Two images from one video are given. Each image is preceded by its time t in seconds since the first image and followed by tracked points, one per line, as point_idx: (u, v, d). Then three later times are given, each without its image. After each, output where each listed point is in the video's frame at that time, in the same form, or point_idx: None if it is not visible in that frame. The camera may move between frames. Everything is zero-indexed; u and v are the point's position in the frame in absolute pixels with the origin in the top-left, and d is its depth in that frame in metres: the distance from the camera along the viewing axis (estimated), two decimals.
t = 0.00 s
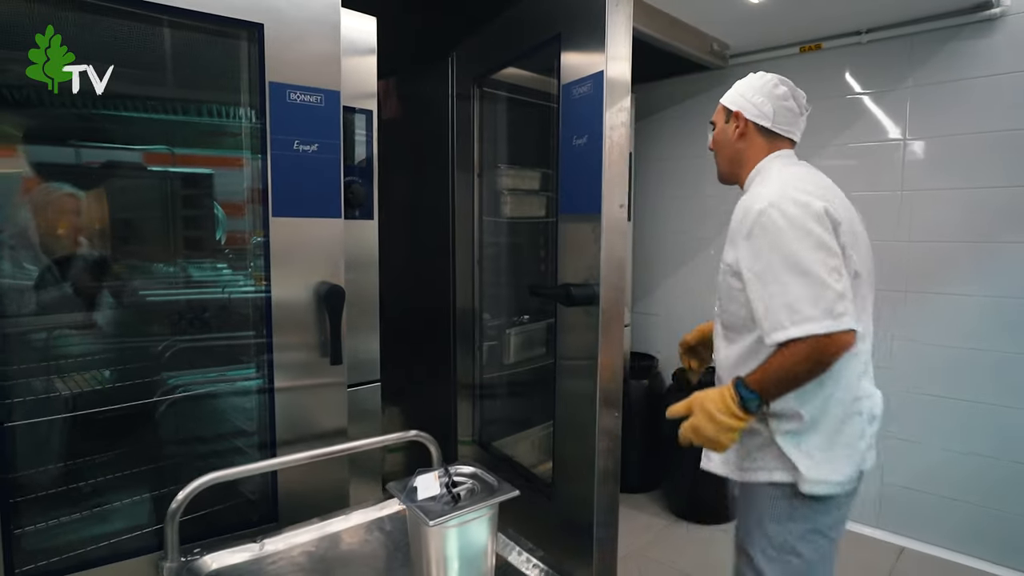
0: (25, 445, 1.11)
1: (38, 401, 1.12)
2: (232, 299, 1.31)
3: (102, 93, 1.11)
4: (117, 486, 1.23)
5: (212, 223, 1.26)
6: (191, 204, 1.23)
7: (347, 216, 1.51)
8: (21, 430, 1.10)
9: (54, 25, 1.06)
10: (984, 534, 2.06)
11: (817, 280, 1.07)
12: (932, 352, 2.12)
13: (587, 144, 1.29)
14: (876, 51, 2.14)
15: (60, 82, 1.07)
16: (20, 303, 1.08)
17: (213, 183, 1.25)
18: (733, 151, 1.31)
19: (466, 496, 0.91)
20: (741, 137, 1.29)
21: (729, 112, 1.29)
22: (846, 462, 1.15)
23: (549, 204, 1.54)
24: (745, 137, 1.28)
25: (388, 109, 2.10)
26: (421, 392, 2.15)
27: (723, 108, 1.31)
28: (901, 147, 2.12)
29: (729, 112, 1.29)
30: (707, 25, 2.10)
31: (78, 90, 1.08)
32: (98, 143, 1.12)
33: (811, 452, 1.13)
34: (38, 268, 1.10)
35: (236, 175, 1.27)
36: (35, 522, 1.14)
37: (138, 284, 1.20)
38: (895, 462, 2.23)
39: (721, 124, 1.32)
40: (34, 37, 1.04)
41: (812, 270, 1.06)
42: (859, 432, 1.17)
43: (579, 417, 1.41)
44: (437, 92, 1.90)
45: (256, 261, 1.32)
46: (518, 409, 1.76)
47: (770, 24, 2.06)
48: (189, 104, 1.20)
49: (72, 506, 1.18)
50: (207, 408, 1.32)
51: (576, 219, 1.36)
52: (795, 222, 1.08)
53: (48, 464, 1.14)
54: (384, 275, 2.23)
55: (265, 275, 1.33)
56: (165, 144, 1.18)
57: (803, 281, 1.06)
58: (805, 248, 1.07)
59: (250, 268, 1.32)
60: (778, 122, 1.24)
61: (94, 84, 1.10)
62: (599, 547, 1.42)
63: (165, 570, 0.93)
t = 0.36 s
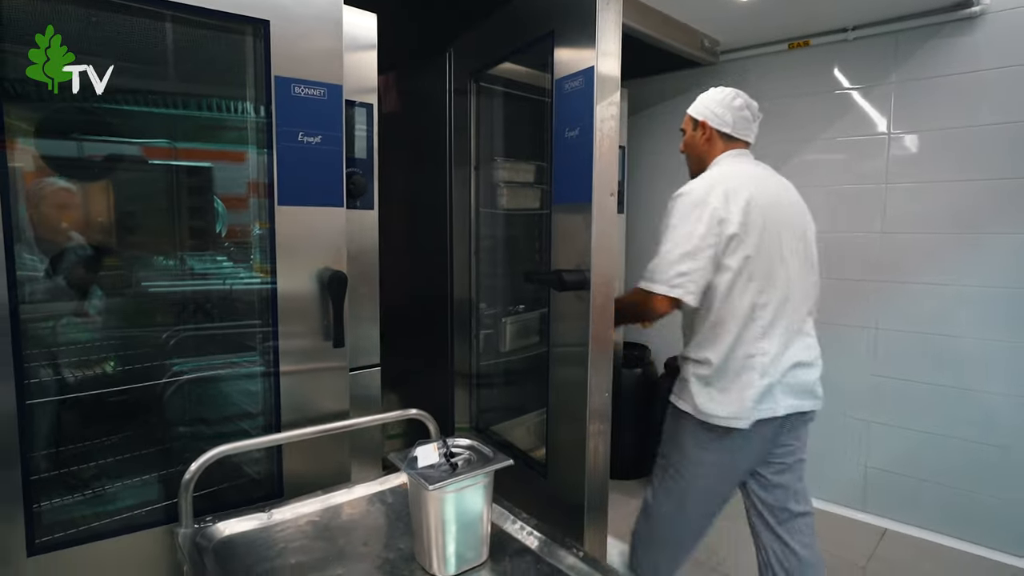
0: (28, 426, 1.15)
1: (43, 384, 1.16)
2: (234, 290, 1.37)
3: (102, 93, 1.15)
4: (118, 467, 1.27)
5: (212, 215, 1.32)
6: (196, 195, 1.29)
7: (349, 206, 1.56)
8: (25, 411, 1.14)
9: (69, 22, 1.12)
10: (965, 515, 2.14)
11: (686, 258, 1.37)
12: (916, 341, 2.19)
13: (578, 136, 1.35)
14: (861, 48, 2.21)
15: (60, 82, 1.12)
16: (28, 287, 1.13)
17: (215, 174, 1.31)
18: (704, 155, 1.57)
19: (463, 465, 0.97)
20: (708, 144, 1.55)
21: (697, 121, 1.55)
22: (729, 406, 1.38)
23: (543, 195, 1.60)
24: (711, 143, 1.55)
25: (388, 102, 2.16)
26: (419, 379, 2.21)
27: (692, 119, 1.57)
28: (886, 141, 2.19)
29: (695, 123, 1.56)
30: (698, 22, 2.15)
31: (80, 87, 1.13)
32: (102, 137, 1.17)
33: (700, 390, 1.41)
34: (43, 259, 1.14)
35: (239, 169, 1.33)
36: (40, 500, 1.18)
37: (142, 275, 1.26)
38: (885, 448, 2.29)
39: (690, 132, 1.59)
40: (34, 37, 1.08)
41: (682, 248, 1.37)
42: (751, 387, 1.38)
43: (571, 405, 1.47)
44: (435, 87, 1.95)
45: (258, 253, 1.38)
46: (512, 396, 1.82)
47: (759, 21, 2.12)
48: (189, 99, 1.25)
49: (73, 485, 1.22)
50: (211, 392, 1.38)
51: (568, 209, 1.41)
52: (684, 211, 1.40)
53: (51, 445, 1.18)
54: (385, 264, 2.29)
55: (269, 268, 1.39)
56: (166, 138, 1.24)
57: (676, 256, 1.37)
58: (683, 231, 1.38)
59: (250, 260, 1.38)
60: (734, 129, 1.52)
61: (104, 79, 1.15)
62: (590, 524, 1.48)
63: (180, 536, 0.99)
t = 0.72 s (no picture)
0: (29, 413, 1.17)
1: (44, 373, 1.18)
2: (232, 282, 1.40)
3: (102, 93, 1.18)
4: (119, 452, 1.30)
5: (210, 208, 1.34)
6: (196, 185, 1.32)
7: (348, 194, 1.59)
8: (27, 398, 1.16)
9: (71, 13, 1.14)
10: (956, 503, 2.17)
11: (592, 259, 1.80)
12: (907, 330, 2.22)
13: (571, 125, 1.37)
14: (852, 41, 2.24)
15: (60, 82, 1.14)
16: (30, 277, 1.15)
17: (213, 166, 1.33)
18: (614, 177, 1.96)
19: (457, 441, 1.00)
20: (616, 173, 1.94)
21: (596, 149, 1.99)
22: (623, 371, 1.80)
23: (538, 186, 1.62)
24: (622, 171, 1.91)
25: (385, 93, 2.18)
26: (415, 368, 2.25)
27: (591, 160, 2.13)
28: (876, 134, 2.23)
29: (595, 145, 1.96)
30: (693, 15, 2.18)
31: (81, 85, 1.16)
32: (103, 131, 1.20)
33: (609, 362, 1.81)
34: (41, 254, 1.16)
35: (237, 163, 1.36)
36: (43, 483, 1.20)
37: (141, 267, 1.28)
38: (878, 438, 2.32)
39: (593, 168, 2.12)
40: (34, 37, 1.11)
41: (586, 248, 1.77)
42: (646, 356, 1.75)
43: (563, 391, 1.50)
44: (430, 79, 1.98)
45: (255, 247, 1.41)
46: (506, 386, 1.84)
47: (752, 14, 2.15)
48: (190, 93, 1.28)
49: (75, 469, 1.24)
50: (211, 380, 1.41)
51: (561, 197, 1.44)
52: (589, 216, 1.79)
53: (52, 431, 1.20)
54: (382, 254, 2.33)
55: (268, 261, 1.42)
56: (164, 133, 1.26)
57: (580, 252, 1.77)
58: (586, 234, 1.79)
59: (249, 253, 1.41)
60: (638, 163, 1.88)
61: (105, 72, 1.18)
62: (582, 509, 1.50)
63: (182, 509, 1.02)
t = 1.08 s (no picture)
0: (27, 404, 1.17)
1: (43, 368, 1.19)
2: (230, 277, 1.41)
3: (102, 93, 1.19)
4: (118, 444, 1.30)
5: (207, 205, 1.35)
6: (193, 177, 1.32)
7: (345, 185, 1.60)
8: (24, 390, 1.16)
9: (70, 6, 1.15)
10: (953, 497, 2.17)
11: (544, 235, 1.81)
12: (904, 324, 2.23)
13: (567, 116, 1.38)
14: (849, 35, 2.25)
15: (61, 82, 1.15)
16: (28, 273, 1.16)
17: (212, 165, 1.34)
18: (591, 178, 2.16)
19: (452, 426, 1.01)
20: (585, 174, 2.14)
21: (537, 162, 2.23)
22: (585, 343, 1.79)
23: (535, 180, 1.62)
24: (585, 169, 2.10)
25: (382, 87, 2.19)
26: (412, 362, 2.25)
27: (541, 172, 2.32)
28: (873, 127, 2.23)
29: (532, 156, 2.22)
30: (690, 9, 2.18)
31: (82, 84, 1.17)
32: (103, 127, 1.20)
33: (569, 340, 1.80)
34: (40, 254, 1.17)
35: (236, 160, 1.37)
36: (40, 473, 1.20)
37: (140, 262, 1.29)
38: (874, 432, 2.33)
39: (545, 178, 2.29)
40: (34, 38, 1.12)
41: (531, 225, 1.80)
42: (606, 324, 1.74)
43: (559, 382, 1.51)
44: (427, 72, 1.98)
45: (253, 243, 1.42)
46: (502, 381, 1.85)
47: (750, 8, 2.15)
48: (188, 88, 1.29)
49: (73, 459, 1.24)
50: (208, 372, 1.42)
51: (556, 188, 1.45)
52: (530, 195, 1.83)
53: (49, 422, 1.21)
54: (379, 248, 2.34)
55: (265, 256, 1.43)
56: (164, 130, 1.27)
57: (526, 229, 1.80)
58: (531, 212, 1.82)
59: (247, 249, 1.41)
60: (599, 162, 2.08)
61: (102, 67, 1.19)
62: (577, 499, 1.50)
63: (178, 496, 1.02)
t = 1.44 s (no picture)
0: (20, 401, 1.16)
1: (40, 366, 1.19)
2: (227, 275, 1.39)
3: (102, 93, 1.19)
4: (111, 442, 1.28)
5: (206, 204, 1.35)
6: (188, 172, 1.31)
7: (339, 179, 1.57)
8: (17, 388, 1.15)
9: None
10: (956, 495, 2.15)
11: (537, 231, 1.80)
12: (905, 319, 2.21)
13: (563, 106, 1.36)
14: (850, 28, 2.23)
15: (61, 82, 1.14)
16: (23, 273, 1.15)
17: (210, 163, 1.34)
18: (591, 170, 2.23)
19: (446, 421, 0.99)
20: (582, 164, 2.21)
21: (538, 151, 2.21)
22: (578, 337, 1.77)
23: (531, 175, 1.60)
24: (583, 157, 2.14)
25: (378, 83, 2.18)
26: (408, 359, 2.23)
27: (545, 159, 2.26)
28: (874, 121, 2.22)
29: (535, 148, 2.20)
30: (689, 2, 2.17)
31: (80, 83, 1.16)
32: (102, 125, 1.20)
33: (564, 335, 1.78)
34: (34, 254, 1.16)
35: (233, 159, 1.36)
36: (33, 470, 1.19)
37: (135, 259, 1.27)
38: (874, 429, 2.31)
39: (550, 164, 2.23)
40: (34, 37, 1.11)
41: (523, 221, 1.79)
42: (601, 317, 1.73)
43: (557, 380, 1.48)
44: (423, 66, 1.97)
45: (250, 242, 1.41)
46: (500, 379, 1.83)
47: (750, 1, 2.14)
48: (186, 86, 1.28)
49: (65, 457, 1.22)
50: (203, 369, 1.40)
51: (553, 181, 1.43)
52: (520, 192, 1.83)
53: (54, 417, 1.21)
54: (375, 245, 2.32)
55: (259, 254, 1.41)
56: (162, 127, 1.26)
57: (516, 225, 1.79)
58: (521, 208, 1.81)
59: (244, 248, 1.40)
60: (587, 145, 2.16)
61: (94, 61, 1.17)
62: (575, 497, 1.48)
63: (167, 493, 1.00)
